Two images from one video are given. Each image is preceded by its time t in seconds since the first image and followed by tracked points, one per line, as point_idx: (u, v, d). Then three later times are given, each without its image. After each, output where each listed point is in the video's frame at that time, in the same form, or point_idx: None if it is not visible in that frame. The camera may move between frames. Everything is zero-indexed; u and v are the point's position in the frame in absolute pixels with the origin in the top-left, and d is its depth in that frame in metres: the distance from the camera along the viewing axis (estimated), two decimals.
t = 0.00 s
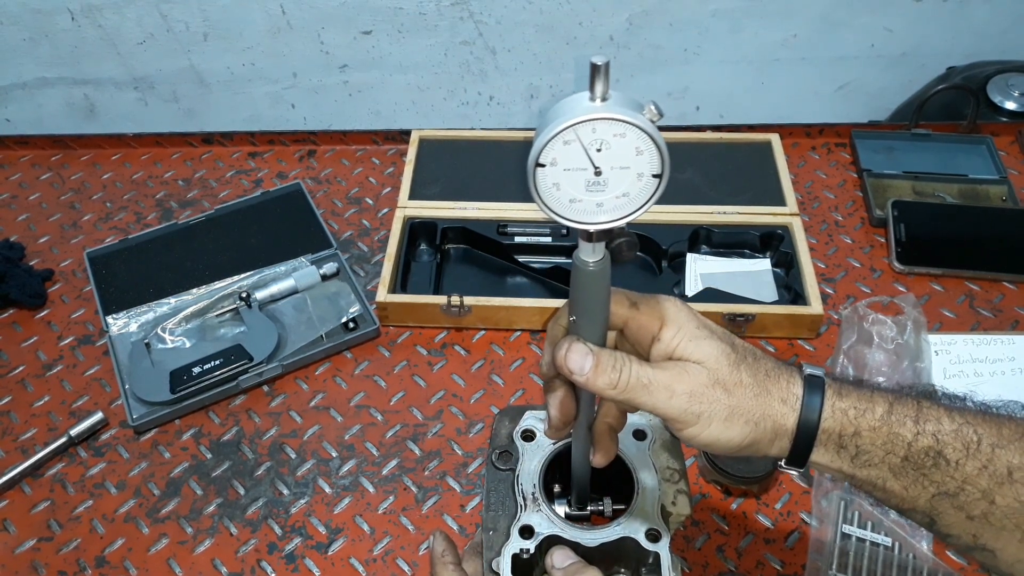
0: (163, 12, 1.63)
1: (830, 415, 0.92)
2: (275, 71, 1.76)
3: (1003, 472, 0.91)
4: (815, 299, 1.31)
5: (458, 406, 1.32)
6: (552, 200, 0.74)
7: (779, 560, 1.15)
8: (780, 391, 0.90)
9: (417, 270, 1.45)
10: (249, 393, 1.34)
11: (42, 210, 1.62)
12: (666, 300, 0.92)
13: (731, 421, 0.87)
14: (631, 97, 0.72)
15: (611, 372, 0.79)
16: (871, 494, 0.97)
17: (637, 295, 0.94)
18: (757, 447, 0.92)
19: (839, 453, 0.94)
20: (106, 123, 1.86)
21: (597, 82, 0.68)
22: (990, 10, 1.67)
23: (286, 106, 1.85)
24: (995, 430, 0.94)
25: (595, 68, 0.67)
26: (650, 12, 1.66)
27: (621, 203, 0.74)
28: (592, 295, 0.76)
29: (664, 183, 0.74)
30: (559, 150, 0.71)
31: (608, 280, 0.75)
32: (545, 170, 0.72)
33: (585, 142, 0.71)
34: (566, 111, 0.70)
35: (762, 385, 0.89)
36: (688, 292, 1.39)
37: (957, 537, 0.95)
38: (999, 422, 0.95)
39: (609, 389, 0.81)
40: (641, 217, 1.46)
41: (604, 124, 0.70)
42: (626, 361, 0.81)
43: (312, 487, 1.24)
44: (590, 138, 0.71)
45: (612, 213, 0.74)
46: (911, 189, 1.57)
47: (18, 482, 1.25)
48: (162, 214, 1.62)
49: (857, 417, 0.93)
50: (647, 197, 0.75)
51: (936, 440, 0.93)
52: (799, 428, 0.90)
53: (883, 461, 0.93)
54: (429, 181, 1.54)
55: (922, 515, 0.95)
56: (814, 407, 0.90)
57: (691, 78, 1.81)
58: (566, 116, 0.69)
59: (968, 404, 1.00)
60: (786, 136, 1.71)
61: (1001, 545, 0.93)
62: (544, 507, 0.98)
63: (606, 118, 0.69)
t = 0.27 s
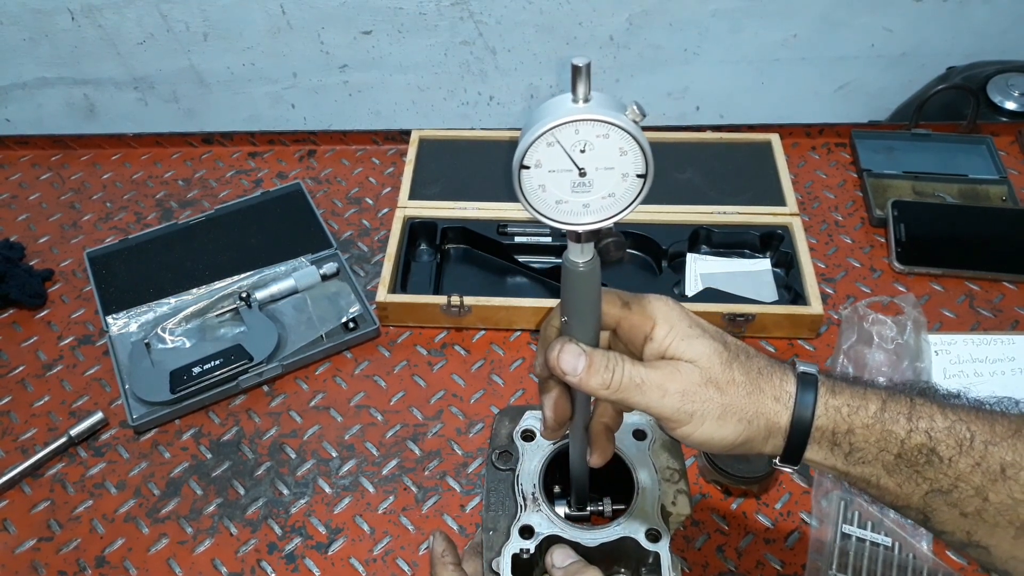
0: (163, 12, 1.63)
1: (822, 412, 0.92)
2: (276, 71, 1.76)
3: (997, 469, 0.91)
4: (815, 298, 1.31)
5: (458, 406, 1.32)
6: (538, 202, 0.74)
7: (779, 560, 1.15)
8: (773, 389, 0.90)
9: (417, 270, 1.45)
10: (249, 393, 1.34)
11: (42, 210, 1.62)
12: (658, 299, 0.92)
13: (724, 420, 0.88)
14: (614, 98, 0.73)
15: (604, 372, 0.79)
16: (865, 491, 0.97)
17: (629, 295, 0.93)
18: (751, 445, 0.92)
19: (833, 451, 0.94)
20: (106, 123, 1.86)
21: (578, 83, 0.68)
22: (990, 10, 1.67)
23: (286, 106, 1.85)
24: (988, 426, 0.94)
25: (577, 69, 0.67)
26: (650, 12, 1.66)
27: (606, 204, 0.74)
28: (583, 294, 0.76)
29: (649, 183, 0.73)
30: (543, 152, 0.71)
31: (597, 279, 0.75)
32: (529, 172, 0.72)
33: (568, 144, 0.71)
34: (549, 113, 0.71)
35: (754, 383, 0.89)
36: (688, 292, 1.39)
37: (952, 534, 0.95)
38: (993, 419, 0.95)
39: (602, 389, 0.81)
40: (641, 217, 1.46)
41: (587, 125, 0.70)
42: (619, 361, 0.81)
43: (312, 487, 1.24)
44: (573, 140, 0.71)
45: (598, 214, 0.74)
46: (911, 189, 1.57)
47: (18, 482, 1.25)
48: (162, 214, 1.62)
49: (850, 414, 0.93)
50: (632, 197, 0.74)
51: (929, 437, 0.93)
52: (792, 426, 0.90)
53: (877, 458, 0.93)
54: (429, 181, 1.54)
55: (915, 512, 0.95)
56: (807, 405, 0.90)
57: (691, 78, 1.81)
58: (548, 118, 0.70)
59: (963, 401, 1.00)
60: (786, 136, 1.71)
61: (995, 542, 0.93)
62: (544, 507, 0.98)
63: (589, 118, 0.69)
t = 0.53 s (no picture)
0: (163, 12, 1.63)
1: (825, 413, 0.92)
2: (276, 71, 1.76)
3: (999, 469, 0.91)
4: (815, 299, 1.31)
5: (458, 406, 1.32)
6: (543, 202, 0.74)
7: (779, 560, 1.15)
8: (776, 389, 0.90)
9: (417, 270, 1.45)
10: (249, 393, 1.34)
11: (42, 210, 1.62)
12: (661, 299, 0.92)
13: (727, 420, 0.88)
14: (619, 99, 0.73)
15: (607, 372, 0.79)
16: (868, 492, 0.97)
17: (632, 295, 0.93)
18: (753, 445, 0.92)
19: (835, 451, 0.94)
20: (106, 123, 1.86)
21: (585, 83, 0.68)
22: (990, 10, 1.67)
23: (286, 106, 1.85)
24: (991, 427, 0.94)
25: (583, 69, 0.67)
26: (650, 12, 1.66)
27: (611, 204, 0.74)
28: (587, 295, 0.76)
29: (655, 183, 0.74)
30: (549, 152, 0.71)
31: (602, 279, 0.75)
32: (535, 173, 0.72)
33: (574, 144, 0.71)
34: (555, 113, 0.71)
35: (757, 383, 0.89)
36: (688, 292, 1.39)
37: (954, 535, 0.95)
38: (995, 419, 0.95)
39: (605, 389, 0.81)
40: (641, 217, 1.46)
41: (593, 125, 0.70)
42: (622, 361, 0.81)
43: (312, 487, 1.24)
44: (579, 140, 0.71)
45: (602, 214, 0.74)
46: (911, 189, 1.57)
47: (18, 482, 1.25)
48: (162, 214, 1.62)
49: (853, 415, 0.93)
50: (637, 198, 0.75)
51: (931, 437, 0.93)
52: (795, 426, 0.90)
53: (879, 458, 0.93)
54: (429, 181, 1.54)
55: (918, 513, 0.95)
56: (810, 405, 0.90)
57: (691, 78, 1.81)
58: (555, 118, 0.70)
59: (965, 401, 1.00)
60: (786, 136, 1.71)
61: (997, 543, 0.93)
62: (544, 507, 0.98)
63: (595, 118, 0.69)
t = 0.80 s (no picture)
0: (164, 13, 1.64)
1: (828, 413, 0.93)
2: (276, 72, 1.77)
3: (1001, 470, 0.92)
4: (814, 298, 1.31)
5: (459, 406, 1.33)
6: (550, 203, 0.74)
7: (778, 559, 1.16)
8: (779, 389, 0.91)
9: (418, 270, 1.46)
10: (250, 393, 1.34)
11: (43, 211, 1.63)
12: (664, 300, 0.93)
13: (730, 420, 0.88)
14: (629, 101, 0.73)
15: (610, 372, 0.80)
16: (870, 492, 0.97)
17: (636, 296, 0.93)
18: (756, 446, 0.92)
19: (838, 452, 0.94)
20: (106, 123, 1.87)
21: (594, 85, 0.68)
22: (989, 11, 1.68)
23: (287, 107, 1.85)
24: (992, 428, 0.94)
25: (593, 71, 0.68)
26: (650, 13, 1.66)
27: (618, 206, 0.75)
28: (591, 295, 0.76)
29: (662, 186, 0.74)
30: (558, 153, 0.72)
31: (607, 279, 0.76)
32: (543, 173, 0.73)
33: (583, 146, 0.71)
34: (565, 114, 0.71)
35: (760, 384, 0.90)
36: (688, 292, 1.39)
37: (956, 535, 0.96)
38: (996, 420, 0.96)
39: (608, 390, 0.81)
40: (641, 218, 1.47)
41: (602, 127, 0.70)
42: (626, 362, 0.82)
43: (313, 487, 1.25)
44: (588, 142, 0.71)
45: (609, 216, 0.74)
46: (910, 189, 1.57)
47: (19, 481, 1.26)
48: (163, 215, 1.62)
49: (855, 415, 0.93)
50: (644, 200, 0.75)
51: (933, 438, 0.93)
52: (797, 427, 0.91)
53: (882, 459, 0.93)
54: (429, 181, 1.54)
55: (920, 513, 0.95)
56: (812, 406, 0.91)
57: (691, 79, 1.81)
58: (564, 119, 0.70)
59: (966, 402, 1.00)
60: (786, 136, 1.71)
61: (998, 542, 0.93)
62: (544, 506, 0.99)
63: (605, 120, 0.69)
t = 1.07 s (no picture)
0: (163, 12, 1.63)
1: (830, 414, 0.92)
2: (276, 71, 1.76)
3: (1004, 471, 0.91)
4: (815, 299, 1.31)
5: (458, 406, 1.32)
6: (555, 202, 0.74)
7: (779, 560, 1.15)
8: (782, 390, 0.90)
9: (417, 270, 1.45)
10: (249, 393, 1.34)
11: (42, 210, 1.62)
12: (667, 300, 0.92)
13: (734, 421, 0.87)
14: (635, 99, 0.72)
15: (613, 372, 0.79)
16: (872, 493, 0.97)
17: (638, 296, 0.94)
18: (759, 446, 0.92)
19: (840, 452, 0.93)
20: (106, 123, 1.86)
21: (601, 84, 0.68)
22: (990, 10, 1.67)
23: (286, 106, 1.85)
24: (995, 428, 0.94)
25: (600, 69, 0.67)
26: (650, 12, 1.66)
27: (624, 205, 0.74)
28: (594, 294, 0.76)
29: (668, 185, 0.74)
30: (563, 151, 0.71)
31: (610, 279, 0.75)
32: (549, 172, 0.72)
33: (589, 144, 0.71)
34: (571, 113, 0.71)
35: (764, 384, 0.89)
36: (688, 292, 1.39)
37: (958, 536, 0.95)
38: (999, 421, 0.95)
39: (611, 390, 0.80)
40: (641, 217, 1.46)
41: (609, 126, 0.70)
42: (629, 362, 0.81)
43: (312, 487, 1.24)
44: (594, 140, 0.71)
45: (615, 215, 0.74)
46: (911, 189, 1.57)
47: (18, 482, 1.25)
48: (162, 214, 1.62)
49: (857, 415, 0.93)
50: (650, 199, 0.75)
51: (936, 438, 0.93)
52: (800, 427, 0.90)
53: (884, 460, 0.93)
54: (429, 180, 1.54)
55: (922, 514, 0.95)
56: (815, 406, 0.90)
57: (691, 78, 1.81)
58: (571, 117, 0.70)
59: (969, 403, 1.00)
60: (786, 136, 1.71)
61: (1001, 544, 0.93)
62: (544, 507, 0.98)
63: (611, 119, 0.69)
